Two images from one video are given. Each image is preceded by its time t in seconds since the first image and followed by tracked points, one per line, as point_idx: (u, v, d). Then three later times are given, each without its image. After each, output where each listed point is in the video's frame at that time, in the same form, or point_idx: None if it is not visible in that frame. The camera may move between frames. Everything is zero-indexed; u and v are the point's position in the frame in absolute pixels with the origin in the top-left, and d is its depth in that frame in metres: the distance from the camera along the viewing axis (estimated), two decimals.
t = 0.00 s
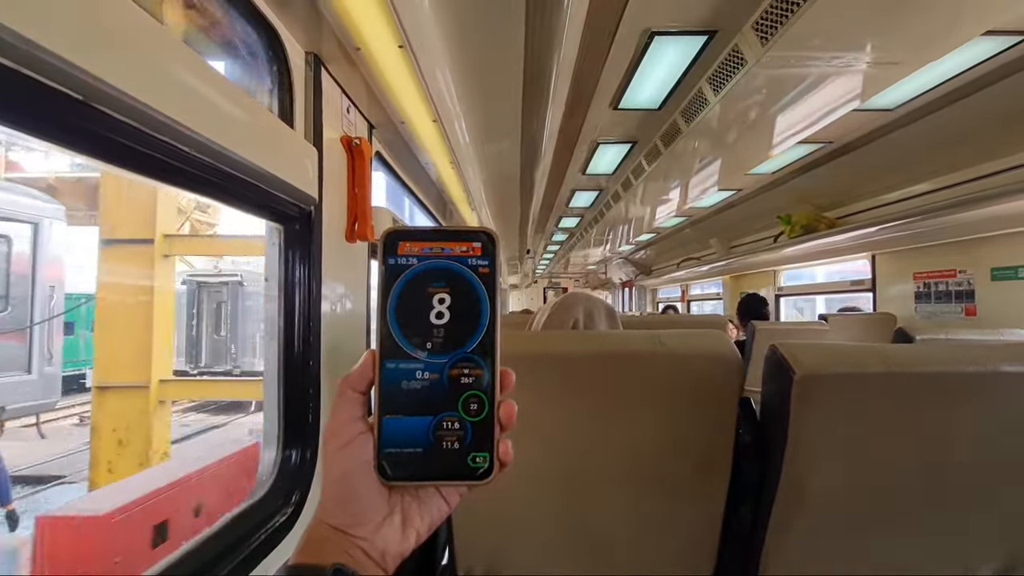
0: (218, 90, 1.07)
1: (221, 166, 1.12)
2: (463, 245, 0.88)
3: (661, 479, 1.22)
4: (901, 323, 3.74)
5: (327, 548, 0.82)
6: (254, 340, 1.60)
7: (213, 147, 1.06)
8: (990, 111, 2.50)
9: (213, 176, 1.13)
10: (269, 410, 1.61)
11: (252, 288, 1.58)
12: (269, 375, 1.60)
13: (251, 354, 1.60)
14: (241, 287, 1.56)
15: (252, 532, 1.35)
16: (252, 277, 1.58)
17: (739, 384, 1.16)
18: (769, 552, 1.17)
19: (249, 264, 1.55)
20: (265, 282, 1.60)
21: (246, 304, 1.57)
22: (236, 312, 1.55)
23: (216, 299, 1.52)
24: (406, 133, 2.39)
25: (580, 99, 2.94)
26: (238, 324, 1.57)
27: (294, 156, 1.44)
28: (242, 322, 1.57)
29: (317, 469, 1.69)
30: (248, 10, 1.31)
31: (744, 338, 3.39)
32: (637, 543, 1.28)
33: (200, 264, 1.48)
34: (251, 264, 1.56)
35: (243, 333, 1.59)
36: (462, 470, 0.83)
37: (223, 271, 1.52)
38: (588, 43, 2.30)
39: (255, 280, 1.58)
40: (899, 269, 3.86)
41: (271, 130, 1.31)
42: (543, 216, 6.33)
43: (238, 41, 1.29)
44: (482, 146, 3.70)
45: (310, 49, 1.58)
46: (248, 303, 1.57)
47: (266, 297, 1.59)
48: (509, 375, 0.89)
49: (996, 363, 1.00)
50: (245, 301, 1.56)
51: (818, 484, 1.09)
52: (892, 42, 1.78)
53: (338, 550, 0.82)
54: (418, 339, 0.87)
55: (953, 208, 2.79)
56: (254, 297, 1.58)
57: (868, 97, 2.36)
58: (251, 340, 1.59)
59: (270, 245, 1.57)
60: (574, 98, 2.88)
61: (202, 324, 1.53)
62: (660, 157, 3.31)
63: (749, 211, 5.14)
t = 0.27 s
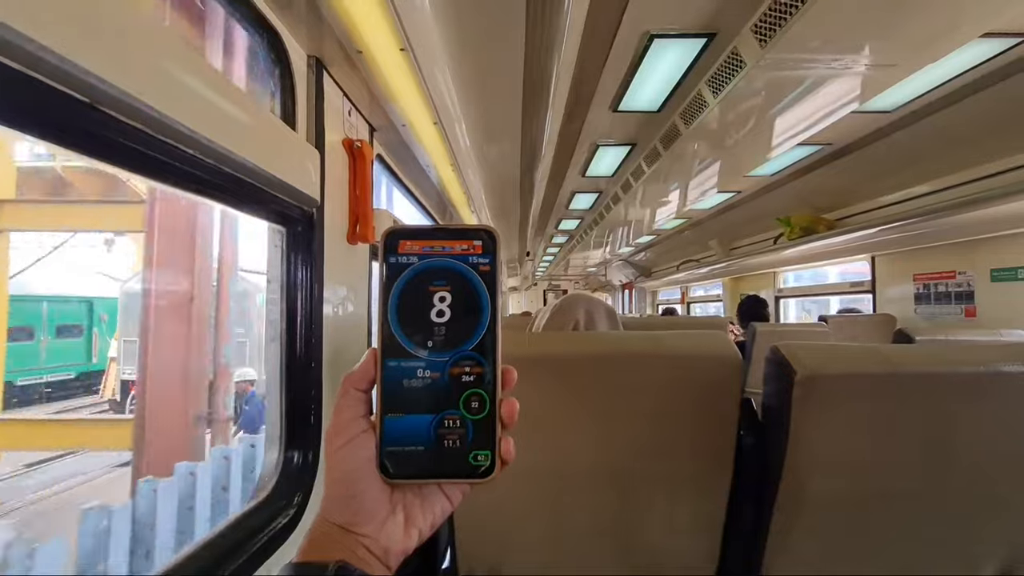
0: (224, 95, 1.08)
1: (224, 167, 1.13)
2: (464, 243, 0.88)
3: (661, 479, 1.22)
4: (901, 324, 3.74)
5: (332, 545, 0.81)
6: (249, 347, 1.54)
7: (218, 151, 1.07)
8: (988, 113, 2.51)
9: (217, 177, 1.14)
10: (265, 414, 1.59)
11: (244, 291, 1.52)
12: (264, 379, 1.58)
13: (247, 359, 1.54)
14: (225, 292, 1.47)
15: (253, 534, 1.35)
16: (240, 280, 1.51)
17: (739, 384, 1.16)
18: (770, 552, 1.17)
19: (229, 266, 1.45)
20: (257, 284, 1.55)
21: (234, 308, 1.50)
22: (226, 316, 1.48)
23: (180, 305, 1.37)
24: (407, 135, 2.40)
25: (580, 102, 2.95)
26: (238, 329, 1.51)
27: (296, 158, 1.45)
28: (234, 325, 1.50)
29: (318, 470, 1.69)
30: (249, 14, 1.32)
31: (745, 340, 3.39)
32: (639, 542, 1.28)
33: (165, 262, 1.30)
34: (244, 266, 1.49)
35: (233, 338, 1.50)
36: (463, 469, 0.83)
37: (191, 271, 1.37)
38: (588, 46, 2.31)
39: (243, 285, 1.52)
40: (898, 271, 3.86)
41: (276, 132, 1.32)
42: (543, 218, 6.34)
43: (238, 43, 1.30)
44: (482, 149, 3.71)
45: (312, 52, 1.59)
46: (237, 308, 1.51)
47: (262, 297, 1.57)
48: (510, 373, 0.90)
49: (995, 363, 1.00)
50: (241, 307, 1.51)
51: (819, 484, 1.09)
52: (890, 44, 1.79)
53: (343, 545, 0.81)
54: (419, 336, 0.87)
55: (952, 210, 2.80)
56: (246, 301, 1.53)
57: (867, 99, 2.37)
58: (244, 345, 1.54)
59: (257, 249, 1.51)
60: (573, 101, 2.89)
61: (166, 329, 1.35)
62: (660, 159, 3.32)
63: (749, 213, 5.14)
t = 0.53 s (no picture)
0: (223, 98, 1.08)
1: (225, 171, 1.14)
2: (468, 246, 0.88)
3: (662, 482, 1.22)
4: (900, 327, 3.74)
5: (336, 547, 0.81)
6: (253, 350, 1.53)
7: (217, 153, 1.08)
8: (986, 116, 2.52)
9: (217, 181, 1.14)
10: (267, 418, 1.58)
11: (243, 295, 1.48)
12: (268, 382, 1.57)
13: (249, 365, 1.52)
14: (219, 296, 1.39)
15: (252, 539, 1.35)
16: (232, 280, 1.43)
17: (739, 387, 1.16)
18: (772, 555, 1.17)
19: (205, 263, 1.31)
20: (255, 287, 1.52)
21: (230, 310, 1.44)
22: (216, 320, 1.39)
23: (143, 307, 1.19)
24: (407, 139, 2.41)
25: (579, 106, 2.96)
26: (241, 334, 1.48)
27: (296, 162, 1.45)
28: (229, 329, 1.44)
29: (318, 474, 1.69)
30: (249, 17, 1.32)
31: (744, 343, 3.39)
32: (640, 545, 1.28)
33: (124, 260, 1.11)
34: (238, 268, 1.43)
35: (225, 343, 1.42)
36: (466, 472, 0.83)
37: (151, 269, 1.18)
38: (586, 51, 2.32)
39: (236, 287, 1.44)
40: (897, 274, 3.87)
41: (276, 136, 1.33)
42: (542, 222, 6.36)
43: (237, 47, 1.30)
44: (482, 153, 3.72)
45: (312, 57, 1.60)
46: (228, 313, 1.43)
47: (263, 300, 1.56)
48: (513, 376, 0.89)
49: (995, 365, 1.00)
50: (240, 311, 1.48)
51: (819, 487, 1.09)
52: (887, 48, 1.80)
53: (347, 548, 0.81)
54: (423, 339, 0.87)
55: (951, 212, 2.81)
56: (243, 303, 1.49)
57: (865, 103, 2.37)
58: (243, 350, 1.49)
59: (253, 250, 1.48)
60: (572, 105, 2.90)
61: (124, 336, 1.15)
62: (659, 163, 3.33)
63: (748, 216, 5.15)
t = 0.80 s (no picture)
0: (225, 102, 1.09)
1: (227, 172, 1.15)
2: (469, 249, 0.89)
3: (663, 484, 1.22)
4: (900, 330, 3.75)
5: (339, 548, 0.81)
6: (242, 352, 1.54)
7: (219, 155, 1.08)
8: (985, 119, 2.53)
9: (217, 182, 1.15)
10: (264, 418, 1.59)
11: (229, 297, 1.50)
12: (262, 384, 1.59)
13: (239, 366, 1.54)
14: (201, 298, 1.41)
15: (252, 540, 1.35)
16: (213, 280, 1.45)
17: (740, 388, 1.16)
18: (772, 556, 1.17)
19: (163, 259, 1.28)
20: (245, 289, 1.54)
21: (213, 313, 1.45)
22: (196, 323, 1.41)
23: (89, 308, 1.18)
24: (408, 142, 2.41)
25: (579, 109, 2.97)
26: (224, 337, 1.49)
27: (297, 164, 1.46)
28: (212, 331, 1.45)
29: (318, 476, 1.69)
30: (251, 21, 1.33)
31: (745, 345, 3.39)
32: (641, 547, 1.28)
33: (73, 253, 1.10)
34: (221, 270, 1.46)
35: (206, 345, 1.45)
36: (468, 475, 0.82)
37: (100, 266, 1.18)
38: (585, 55, 2.33)
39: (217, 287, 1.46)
40: (898, 276, 3.87)
41: (277, 138, 1.33)
42: (542, 225, 6.36)
43: (239, 50, 1.31)
44: (482, 156, 3.73)
45: (313, 60, 1.60)
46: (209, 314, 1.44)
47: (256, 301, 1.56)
48: (515, 379, 0.89)
49: (996, 367, 1.01)
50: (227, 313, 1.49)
51: (820, 488, 1.09)
52: (886, 52, 1.81)
53: (350, 549, 0.81)
54: (424, 342, 0.87)
55: (950, 216, 2.81)
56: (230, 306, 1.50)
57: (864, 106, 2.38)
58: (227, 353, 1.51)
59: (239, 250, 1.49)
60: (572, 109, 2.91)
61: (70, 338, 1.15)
62: (659, 166, 3.34)
63: (748, 219, 5.16)
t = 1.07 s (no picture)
0: (226, 106, 1.09)
1: (227, 173, 1.15)
2: (468, 254, 0.89)
3: (663, 487, 1.21)
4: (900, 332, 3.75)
5: (338, 552, 0.80)
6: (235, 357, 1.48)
7: (219, 158, 1.08)
8: (983, 123, 2.54)
9: (219, 185, 1.15)
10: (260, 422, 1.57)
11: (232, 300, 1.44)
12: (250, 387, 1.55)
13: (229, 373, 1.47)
14: (182, 300, 1.29)
15: (251, 543, 1.34)
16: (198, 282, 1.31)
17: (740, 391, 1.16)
18: (772, 559, 1.17)
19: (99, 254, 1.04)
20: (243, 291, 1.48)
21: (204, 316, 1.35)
22: (171, 327, 1.27)
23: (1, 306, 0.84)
24: (408, 145, 2.41)
25: (578, 112, 2.98)
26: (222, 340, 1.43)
27: (297, 167, 1.45)
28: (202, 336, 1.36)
29: (316, 480, 1.68)
30: (252, 23, 1.33)
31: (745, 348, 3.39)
32: (641, 549, 1.27)
33: None
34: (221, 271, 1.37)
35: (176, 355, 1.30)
36: (466, 479, 0.82)
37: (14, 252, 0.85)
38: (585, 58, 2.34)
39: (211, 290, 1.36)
40: (897, 279, 3.87)
41: (278, 141, 1.33)
42: (542, 227, 6.36)
43: (239, 53, 1.31)
44: (482, 159, 3.73)
45: (314, 63, 1.61)
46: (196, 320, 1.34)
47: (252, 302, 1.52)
48: (513, 383, 0.89)
49: (996, 370, 1.00)
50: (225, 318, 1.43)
51: (820, 491, 1.09)
52: (884, 55, 1.82)
53: (349, 554, 0.81)
54: (423, 346, 0.87)
55: (949, 219, 2.81)
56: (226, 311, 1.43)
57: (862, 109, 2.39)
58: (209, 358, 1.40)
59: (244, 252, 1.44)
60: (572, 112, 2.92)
61: None
62: (658, 169, 3.34)
63: (747, 222, 5.16)
